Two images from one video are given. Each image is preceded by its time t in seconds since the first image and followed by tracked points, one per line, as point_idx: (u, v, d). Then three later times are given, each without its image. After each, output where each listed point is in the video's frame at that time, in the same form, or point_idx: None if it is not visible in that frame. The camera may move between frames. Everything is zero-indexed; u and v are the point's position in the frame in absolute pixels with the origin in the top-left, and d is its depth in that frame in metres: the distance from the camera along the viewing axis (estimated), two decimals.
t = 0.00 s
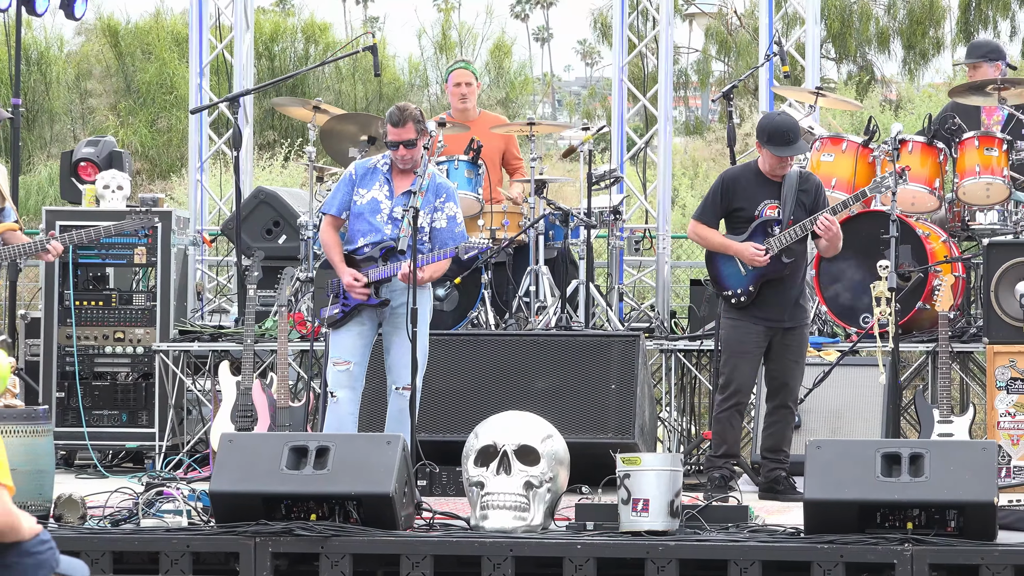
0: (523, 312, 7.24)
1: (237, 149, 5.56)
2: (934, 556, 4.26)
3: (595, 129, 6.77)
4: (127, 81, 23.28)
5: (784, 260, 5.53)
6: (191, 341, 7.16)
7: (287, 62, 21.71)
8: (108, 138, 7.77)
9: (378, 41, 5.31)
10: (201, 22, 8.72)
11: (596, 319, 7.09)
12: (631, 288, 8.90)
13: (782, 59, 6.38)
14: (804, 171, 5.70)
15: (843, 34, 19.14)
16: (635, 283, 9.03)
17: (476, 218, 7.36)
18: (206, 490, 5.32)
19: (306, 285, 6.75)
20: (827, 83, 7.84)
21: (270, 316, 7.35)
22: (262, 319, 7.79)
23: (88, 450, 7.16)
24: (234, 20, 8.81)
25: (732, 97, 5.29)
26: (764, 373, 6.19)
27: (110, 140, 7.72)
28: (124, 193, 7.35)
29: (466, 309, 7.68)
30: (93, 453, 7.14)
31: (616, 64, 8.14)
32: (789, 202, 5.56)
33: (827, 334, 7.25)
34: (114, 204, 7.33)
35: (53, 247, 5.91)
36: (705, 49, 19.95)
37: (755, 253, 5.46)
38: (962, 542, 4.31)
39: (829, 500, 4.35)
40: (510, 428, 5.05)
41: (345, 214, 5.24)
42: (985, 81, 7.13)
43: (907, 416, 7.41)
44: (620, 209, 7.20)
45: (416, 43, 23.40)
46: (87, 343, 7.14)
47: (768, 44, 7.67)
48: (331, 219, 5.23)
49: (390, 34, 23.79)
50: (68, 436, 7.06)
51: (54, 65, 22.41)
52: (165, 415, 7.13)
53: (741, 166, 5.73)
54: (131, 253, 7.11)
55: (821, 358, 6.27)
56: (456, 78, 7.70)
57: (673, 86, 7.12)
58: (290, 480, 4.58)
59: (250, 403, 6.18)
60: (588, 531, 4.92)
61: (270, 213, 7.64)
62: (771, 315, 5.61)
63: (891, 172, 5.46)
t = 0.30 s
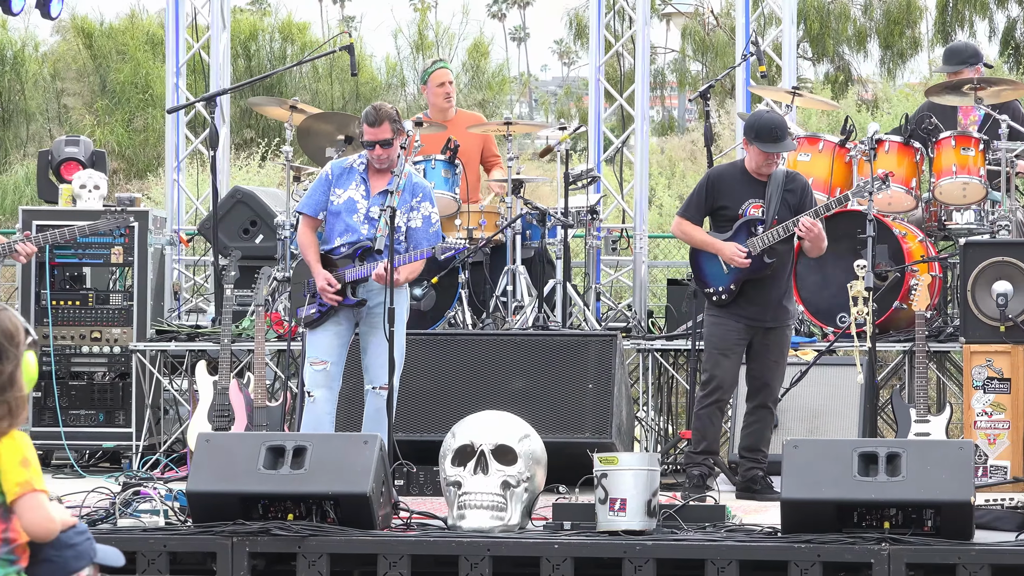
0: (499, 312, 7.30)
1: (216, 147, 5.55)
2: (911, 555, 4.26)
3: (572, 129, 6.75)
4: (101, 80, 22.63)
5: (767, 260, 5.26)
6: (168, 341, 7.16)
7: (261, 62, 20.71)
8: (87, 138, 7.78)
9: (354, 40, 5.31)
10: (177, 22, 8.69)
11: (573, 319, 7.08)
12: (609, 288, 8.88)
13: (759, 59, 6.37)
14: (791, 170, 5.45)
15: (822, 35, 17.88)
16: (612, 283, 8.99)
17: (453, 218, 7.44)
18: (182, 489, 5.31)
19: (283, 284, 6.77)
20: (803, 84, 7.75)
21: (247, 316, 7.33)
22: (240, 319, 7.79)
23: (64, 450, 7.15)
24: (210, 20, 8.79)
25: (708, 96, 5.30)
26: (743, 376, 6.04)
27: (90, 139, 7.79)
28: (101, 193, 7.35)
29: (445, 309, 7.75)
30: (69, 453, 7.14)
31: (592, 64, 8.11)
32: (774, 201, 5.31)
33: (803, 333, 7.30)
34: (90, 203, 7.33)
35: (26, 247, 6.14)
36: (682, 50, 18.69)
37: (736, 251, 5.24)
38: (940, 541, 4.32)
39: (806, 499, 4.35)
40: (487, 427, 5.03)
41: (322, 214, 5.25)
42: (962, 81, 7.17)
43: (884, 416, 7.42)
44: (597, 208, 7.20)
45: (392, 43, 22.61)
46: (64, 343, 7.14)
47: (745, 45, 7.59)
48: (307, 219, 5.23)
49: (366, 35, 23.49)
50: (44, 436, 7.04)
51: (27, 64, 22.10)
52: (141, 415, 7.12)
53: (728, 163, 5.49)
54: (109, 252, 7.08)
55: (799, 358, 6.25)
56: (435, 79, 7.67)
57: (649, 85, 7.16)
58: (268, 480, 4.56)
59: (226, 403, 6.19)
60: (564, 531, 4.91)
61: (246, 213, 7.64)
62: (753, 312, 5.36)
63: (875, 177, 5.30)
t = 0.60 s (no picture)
0: (479, 312, 7.35)
1: (196, 147, 5.51)
2: (890, 555, 4.27)
3: (552, 129, 6.73)
4: (82, 81, 21.96)
5: (751, 260, 5.24)
6: (148, 341, 7.15)
7: (242, 62, 20.45)
8: (66, 137, 7.84)
9: (335, 40, 5.28)
10: (158, 21, 8.68)
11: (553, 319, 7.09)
12: (589, 288, 8.88)
13: (739, 59, 6.36)
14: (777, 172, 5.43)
15: (804, 33, 17.30)
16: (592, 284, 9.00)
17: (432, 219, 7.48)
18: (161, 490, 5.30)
19: (264, 284, 6.96)
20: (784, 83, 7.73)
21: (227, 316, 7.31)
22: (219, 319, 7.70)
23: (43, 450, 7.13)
24: (190, 19, 8.77)
25: (688, 97, 5.30)
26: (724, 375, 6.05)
27: (70, 139, 7.82)
28: (81, 193, 7.35)
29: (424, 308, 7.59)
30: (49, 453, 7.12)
31: (572, 64, 8.09)
32: (759, 202, 5.30)
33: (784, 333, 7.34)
34: (70, 203, 7.32)
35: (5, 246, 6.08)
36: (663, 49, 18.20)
37: (720, 250, 5.22)
38: (919, 541, 4.32)
39: (786, 500, 4.34)
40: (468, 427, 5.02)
41: (300, 214, 5.22)
42: (943, 81, 7.15)
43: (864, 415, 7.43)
44: (577, 208, 7.14)
45: (373, 42, 21.74)
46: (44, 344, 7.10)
47: (726, 44, 7.52)
48: (286, 221, 5.20)
49: (346, 35, 23.27)
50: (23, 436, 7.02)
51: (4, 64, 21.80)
52: (121, 415, 7.11)
53: (713, 164, 5.47)
54: (89, 253, 7.06)
55: (779, 358, 6.25)
56: (439, 78, 7.61)
57: (630, 85, 7.14)
58: (248, 480, 4.54)
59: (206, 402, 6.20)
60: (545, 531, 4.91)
61: (227, 213, 7.65)
62: (737, 312, 5.34)
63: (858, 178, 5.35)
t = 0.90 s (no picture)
0: (457, 311, 7.36)
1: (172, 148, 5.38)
2: (868, 555, 4.28)
3: (531, 128, 6.74)
4: (60, 79, 22.41)
5: (733, 257, 5.21)
6: (126, 341, 7.15)
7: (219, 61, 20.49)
8: (42, 138, 7.99)
9: (312, 40, 5.29)
10: (136, 21, 8.70)
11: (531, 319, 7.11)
12: (567, 287, 8.92)
13: (717, 58, 6.37)
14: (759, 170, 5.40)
15: (782, 34, 17.44)
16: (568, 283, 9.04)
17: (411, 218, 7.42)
18: (138, 490, 5.27)
19: (242, 284, 6.97)
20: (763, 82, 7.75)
21: (206, 316, 7.32)
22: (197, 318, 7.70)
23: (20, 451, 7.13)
24: (168, 19, 8.77)
25: (666, 96, 5.31)
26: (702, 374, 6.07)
27: (43, 139, 7.93)
28: (60, 192, 7.48)
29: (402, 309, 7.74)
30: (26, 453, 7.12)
31: (552, 64, 8.12)
32: (741, 200, 5.26)
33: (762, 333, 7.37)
34: (49, 203, 7.43)
35: None
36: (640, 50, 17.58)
37: (701, 247, 5.20)
38: (897, 540, 4.33)
39: (764, 500, 4.34)
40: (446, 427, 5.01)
41: (278, 215, 5.21)
42: (920, 81, 7.15)
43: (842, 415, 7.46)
44: (556, 208, 7.19)
45: (351, 43, 22.68)
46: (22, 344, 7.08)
47: (703, 44, 7.44)
48: (263, 222, 5.20)
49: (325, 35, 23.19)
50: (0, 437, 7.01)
51: None
52: (99, 415, 7.12)
53: (695, 161, 5.43)
54: (67, 252, 7.04)
55: (757, 357, 6.26)
56: (395, 77, 7.65)
57: (608, 85, 7.16)
58: (225, 480, 4.52)
59: (183, 402, 6.23)
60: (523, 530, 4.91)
61: (205, 213, 7.68)
62: (717, 311, 5.32)
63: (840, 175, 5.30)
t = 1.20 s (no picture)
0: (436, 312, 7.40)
1: (151, 150, 5.30)
2: (848, 555, 4.27)
3: (509, 130, 6.73)
4: (37, 80, 22.33)
5: (712, 262, 5.23)
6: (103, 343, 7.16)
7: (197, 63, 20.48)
8: (19, 138, 7.95)
9: (290, 42, 5.26)
10: (113, 22, 8.72)
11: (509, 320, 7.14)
12: (547, 288, 8.93)
13: (696, 60, 6.37)
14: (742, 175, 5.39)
15: (757, 35, 16.78)
16: (547, 285, 9.06)
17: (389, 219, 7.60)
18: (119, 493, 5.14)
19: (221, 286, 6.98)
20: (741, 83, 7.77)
21: (184, 318, 7.33)
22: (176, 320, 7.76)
23: None
24: (146, 20, 8.76)
25: (645, 98, 5.30)
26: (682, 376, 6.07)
27: (22, 141, 7.91)
28: (37, 193, 7.60)
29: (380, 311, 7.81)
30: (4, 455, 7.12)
31: (530, 65, 8.10)
32: (722, 206, 5.25)
33: (742, 334, 7.42)
34: (26, 204, 7.57)
35: None
36: (619, 51, 17.47)
37: (680, 255, 5.21)
38: (876, 542, 4.33)
39: (744, 501, 4.32)
40: (424, 427, 5.00)
41: (253, 215, 5.20)
42: (899, 82, 7.13)
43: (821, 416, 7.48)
44: (534, 210, 7.16)
45: (330, 45, 22.56)
46: None
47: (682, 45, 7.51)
48: (238, 221, 5.19)
49: (302, 35, 23.05)
50: None
51: None
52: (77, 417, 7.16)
53: (677, 164, 5.41)
54: (45, 254, 7.05)
55: (737, 358, 6.26)
56: (367, 88, 7.68)
57: (587, 87, 7.15)
58: (204, 482, 4.51)
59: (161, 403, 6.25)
60: (502, 532, 4.91)
61: (183, 214, 7.66)
62: (696, 312, 5.31)
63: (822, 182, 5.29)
